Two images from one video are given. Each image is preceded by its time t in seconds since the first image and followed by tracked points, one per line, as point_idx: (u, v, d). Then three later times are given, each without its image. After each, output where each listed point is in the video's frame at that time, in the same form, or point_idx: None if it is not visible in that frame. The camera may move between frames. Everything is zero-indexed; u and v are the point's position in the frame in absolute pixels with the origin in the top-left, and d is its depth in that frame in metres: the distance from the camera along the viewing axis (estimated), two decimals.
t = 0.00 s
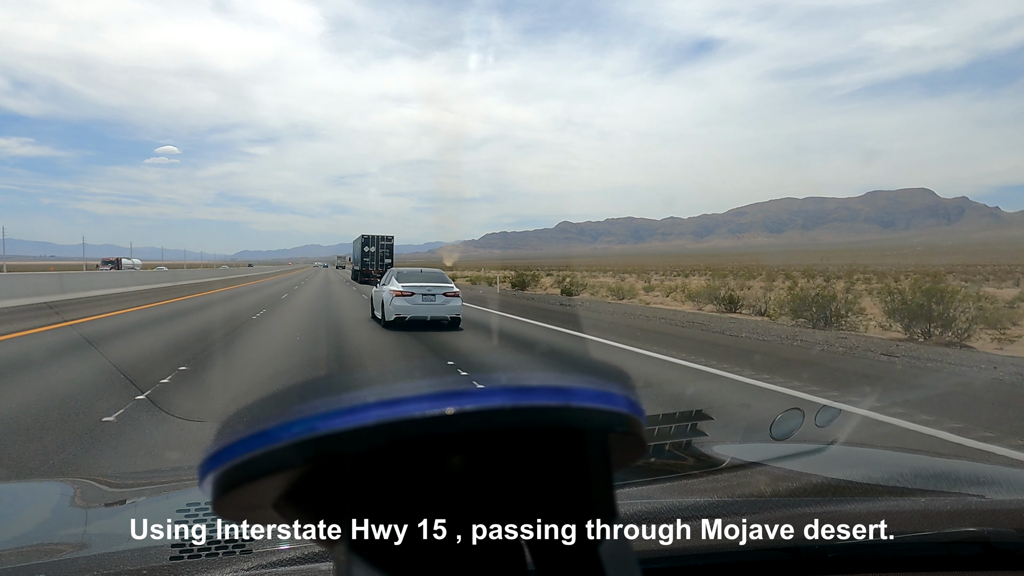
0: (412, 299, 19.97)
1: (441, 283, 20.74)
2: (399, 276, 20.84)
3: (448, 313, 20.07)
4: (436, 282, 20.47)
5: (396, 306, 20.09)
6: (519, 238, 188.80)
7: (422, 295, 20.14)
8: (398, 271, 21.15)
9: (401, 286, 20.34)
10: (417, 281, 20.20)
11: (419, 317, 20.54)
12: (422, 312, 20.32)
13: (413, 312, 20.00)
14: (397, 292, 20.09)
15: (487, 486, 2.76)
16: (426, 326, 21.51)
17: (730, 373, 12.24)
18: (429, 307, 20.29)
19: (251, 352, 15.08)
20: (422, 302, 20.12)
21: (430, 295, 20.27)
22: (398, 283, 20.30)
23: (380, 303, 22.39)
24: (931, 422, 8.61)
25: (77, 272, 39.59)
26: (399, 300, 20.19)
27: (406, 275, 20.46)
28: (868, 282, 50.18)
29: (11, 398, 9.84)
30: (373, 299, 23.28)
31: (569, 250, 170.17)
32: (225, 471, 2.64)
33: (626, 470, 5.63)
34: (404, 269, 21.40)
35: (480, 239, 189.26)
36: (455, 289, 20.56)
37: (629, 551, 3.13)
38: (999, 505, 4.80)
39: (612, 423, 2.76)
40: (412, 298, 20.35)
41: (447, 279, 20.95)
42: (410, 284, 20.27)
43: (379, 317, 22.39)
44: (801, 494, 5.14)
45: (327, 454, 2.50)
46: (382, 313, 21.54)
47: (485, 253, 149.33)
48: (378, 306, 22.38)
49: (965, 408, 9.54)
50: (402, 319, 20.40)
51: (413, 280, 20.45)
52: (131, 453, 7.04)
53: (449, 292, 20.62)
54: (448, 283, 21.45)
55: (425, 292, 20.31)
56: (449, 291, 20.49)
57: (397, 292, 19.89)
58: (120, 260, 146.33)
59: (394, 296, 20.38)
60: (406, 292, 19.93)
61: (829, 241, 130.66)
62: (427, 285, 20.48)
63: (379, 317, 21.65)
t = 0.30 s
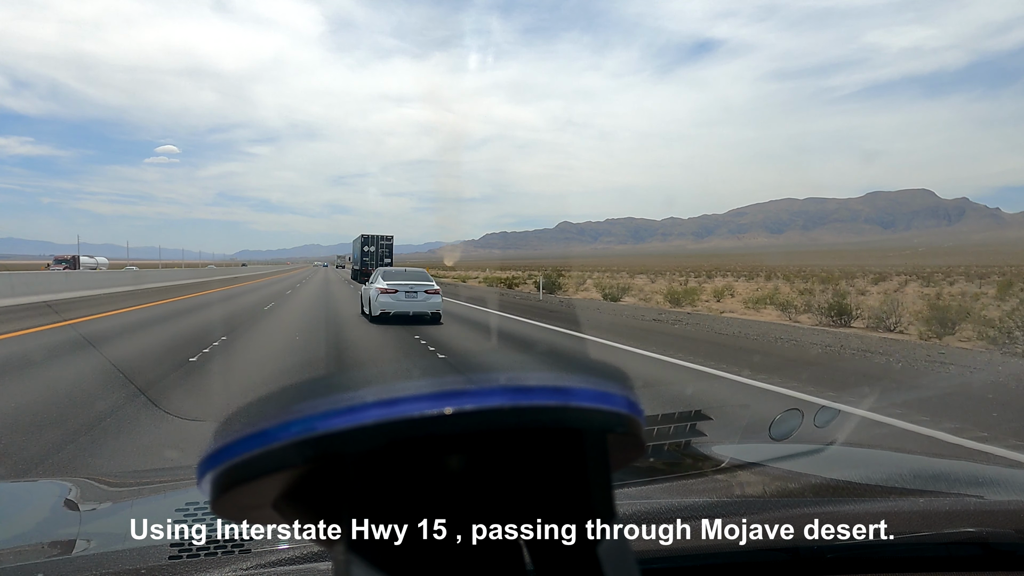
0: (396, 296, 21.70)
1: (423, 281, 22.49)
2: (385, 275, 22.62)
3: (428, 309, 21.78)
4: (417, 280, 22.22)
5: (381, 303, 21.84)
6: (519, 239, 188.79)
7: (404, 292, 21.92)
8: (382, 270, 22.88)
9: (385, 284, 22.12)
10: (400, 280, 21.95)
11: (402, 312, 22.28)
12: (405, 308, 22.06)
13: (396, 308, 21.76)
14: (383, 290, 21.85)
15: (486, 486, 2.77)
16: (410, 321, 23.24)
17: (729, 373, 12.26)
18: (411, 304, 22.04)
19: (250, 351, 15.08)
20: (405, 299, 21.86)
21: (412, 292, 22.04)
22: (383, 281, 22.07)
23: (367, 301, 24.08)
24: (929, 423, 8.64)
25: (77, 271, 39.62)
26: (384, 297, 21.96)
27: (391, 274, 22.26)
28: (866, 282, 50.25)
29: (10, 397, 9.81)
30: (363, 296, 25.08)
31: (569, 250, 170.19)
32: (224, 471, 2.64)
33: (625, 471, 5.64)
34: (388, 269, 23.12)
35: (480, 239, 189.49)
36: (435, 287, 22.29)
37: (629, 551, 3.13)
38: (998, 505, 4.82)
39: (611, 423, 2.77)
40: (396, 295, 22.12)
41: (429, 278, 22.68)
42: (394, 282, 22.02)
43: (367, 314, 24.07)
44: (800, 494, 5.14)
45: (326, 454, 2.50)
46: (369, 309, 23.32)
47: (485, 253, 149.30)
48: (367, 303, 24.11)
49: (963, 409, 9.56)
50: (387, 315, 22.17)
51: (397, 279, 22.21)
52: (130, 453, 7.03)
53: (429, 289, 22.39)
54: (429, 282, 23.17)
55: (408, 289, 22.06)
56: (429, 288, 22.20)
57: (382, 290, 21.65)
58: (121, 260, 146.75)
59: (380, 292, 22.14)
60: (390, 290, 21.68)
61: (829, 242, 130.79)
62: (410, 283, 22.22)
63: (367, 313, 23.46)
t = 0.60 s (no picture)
0: (383, 293, 23.13)
1: (408, 279, 23.86)
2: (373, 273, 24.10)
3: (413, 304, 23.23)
4: (403, 278, 23.57)
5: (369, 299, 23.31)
6: (519, 239, 188.80)
7: (391, 289, 23.29)
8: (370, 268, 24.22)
9: (373, 282, 23.46)
10: (388, 277, 23.31)
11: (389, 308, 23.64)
12: (392, 304, 23.40)
13: (384, 303, 23.17)
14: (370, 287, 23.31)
15: (487, 486, 2.76)
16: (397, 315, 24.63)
17: (728, 373, 12.26)
18: (397, 300, 23.39)
19: (250, 351, 15.07)
20: (392, 295, 23.28)
21: (398, 289, 23.41)
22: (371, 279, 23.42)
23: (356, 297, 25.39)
24: (929, 424, 8.64)
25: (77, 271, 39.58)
26: (372, 293, 23.34)
27: (378, 272, 23.63)
28: (865, 283, 50.30)
29: (9, 396, 9.81)
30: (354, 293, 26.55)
31: (569, 250, 170.22)
32: (223, 471, 2.64)
33: (624, 471, 5.64)
34: (376, 267, 24.46)
35: (481, 239, 189.48)
36: (420, 284, 23.72)
37: (629, 552, 3.13)
38: (997, 506, 4.82)
39: (611, 423, 2.77)
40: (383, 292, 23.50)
41: (414, 275, 24.09)
42: (381, 280, 23.49)
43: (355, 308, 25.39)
44: (800, 494, 5.14)
45: (325, 454, 2.49)
46: (358, 304, 24.77)
47: (485, 253, 149.36)
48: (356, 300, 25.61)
49: (963, 410, 9.56)
50: (375, 310, 23.54)
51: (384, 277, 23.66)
52: (130, 452, 7.04)
53: (414, 287, 23.74)
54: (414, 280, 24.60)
55: (394, 287, 23.41)
56: (414, 286, 23.56)
57: (370, 287, 23.08)
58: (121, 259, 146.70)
59: (368, 290, 23.48)
60: (378, 287, 23.12)
61: (829, 243, 130.91)
62: (396, 280, 23.57)
63: (357, 308, 24.92)
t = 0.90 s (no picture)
0: (372, 290, 24.68)
1: (396, 278, 25.37)
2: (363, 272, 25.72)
3: (400, 301, 24.81)
4: (391, 276, 25.08)
5: (358, 296, 24.93)
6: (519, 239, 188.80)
7: (380, 287, 24.80)
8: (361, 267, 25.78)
9: (363, 280, 25.02)
10: (376, 276, 24.84)
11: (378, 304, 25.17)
12: (380, 301, 24.92)
13: (372, 300, 24.71)
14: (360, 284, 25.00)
15: (486, 486, 2.77)
16: (386, 311, 26.24)
17: (728, 373, 12.24)
18: (385, 297, 24.92)
19: (249, 350, 15.07)
20: (380, 292, 24.82)
21: (386, 287, 24.94)
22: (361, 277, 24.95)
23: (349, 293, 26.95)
24: (929, 424, 8.63)
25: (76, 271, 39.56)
26: (362, 291, 24.88)
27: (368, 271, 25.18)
28: (865, 283, 50.35)
29: (9, 396, 9.81)
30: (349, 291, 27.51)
31: (569, 250, 170.24)
32: (221, 471, 2.63)
33: (624, 471, 5.64)
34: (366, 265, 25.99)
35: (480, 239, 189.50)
36: (407, 282, 25.22)
37: (629, 552, 3.12)
38: (997, 507, 4.81)
39: (611, 422, 2.77)
40: (372, 290, 25.02)
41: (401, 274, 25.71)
42: (370, 278, 25.08)
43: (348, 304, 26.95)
44: (800, 496, 5.11)
45: (325, 454, 2.49)
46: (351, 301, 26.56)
47: (485, 253, 149.49)
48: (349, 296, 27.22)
49: (963, 410, 9.54)
50: (365, 306, 25.08)
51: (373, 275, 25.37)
52: (129, 451, 7.05)
53: (402, 285, 25.25)
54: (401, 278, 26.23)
55: (383, 285, 24.94)
56: (401, 284, 25.06)
57: (360, 285, 24.61)
58: (120, 258, 146.50)
59: (359, 287, 25.04)
60: (367, 285, 24.67)
61: (829, 243, 130.89)
62: (384, 279, 25.09)
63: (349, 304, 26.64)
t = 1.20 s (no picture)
0: (364, 288, 26.59)
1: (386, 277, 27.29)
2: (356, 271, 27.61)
3: (389, 298, 26.69)
4: (381, 275, 27.02)
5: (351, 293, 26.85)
6: (519, 239, 188.77)
7: (371, 285, 26.71)
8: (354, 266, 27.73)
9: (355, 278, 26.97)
10: (367, 275, 26.75)
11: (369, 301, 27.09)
12: (371, 298, 26.84)
13: (364, 297, 26.63)
14: (352, 283, 26.92)
15: (486, 486, 2.77)
16: (376, 307, 28.19)
17: (728, 373, 12.26)
18: (375, 294, 26.81)
19: (249, 350, 15.08)
20: (371, 290, 26.73)
21: (377, 285, 26.85)
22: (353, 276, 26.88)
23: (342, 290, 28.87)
24: (929, 424, 8.63)
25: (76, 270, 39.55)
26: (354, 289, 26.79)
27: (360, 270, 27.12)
28: (864, 283, 50.50)
29: (9, 395, 9.81)
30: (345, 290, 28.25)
31: (569, 251, 170.37)
32: (222, 470, 2.63)
33: (624, 470, 5.65)
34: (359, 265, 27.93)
35: (480, 239, 189.57)
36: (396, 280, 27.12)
37: (629, 552, 3.12)
38: (997, 507, 4.81)
39: (610, 422, 2.77)
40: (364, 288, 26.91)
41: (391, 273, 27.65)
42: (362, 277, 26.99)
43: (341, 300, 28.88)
44: (800, 495, 5.12)
45: (325, 453, 2.49)
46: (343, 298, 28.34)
47: (485, 253, 149.51)
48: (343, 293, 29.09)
49: (962, 410, 9.56)
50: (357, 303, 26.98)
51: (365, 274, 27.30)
52: (128, 451, 7.04)
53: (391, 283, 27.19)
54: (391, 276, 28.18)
55: (373, 283, 26.87)
56: (391, 282, 26.97)
57: (352, 283, 26.53)
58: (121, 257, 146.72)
59: (351, 285, 26.97)
60: (359, 283, 26.58)
61: (829, 244, 131.13)
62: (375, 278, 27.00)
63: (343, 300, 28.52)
